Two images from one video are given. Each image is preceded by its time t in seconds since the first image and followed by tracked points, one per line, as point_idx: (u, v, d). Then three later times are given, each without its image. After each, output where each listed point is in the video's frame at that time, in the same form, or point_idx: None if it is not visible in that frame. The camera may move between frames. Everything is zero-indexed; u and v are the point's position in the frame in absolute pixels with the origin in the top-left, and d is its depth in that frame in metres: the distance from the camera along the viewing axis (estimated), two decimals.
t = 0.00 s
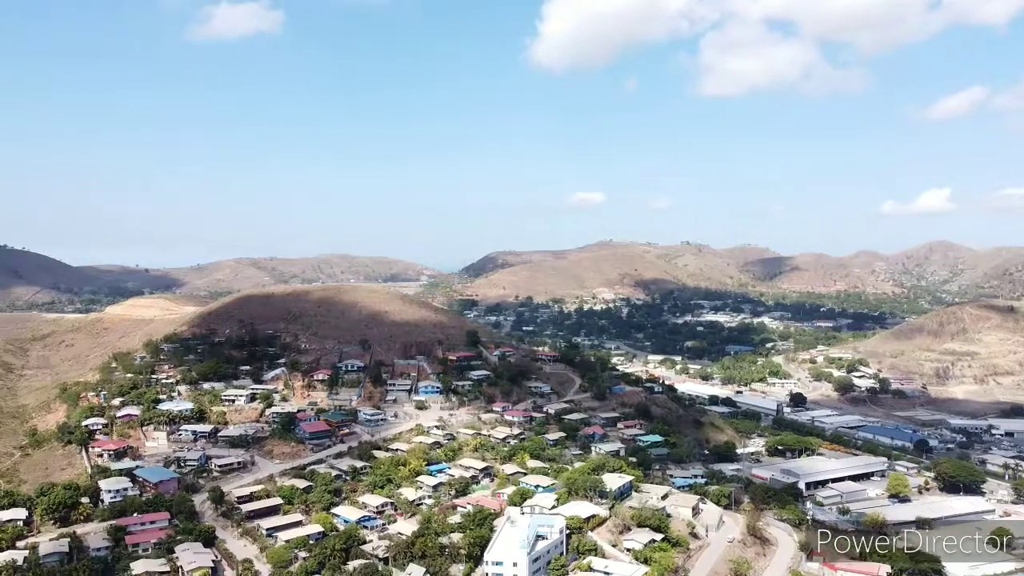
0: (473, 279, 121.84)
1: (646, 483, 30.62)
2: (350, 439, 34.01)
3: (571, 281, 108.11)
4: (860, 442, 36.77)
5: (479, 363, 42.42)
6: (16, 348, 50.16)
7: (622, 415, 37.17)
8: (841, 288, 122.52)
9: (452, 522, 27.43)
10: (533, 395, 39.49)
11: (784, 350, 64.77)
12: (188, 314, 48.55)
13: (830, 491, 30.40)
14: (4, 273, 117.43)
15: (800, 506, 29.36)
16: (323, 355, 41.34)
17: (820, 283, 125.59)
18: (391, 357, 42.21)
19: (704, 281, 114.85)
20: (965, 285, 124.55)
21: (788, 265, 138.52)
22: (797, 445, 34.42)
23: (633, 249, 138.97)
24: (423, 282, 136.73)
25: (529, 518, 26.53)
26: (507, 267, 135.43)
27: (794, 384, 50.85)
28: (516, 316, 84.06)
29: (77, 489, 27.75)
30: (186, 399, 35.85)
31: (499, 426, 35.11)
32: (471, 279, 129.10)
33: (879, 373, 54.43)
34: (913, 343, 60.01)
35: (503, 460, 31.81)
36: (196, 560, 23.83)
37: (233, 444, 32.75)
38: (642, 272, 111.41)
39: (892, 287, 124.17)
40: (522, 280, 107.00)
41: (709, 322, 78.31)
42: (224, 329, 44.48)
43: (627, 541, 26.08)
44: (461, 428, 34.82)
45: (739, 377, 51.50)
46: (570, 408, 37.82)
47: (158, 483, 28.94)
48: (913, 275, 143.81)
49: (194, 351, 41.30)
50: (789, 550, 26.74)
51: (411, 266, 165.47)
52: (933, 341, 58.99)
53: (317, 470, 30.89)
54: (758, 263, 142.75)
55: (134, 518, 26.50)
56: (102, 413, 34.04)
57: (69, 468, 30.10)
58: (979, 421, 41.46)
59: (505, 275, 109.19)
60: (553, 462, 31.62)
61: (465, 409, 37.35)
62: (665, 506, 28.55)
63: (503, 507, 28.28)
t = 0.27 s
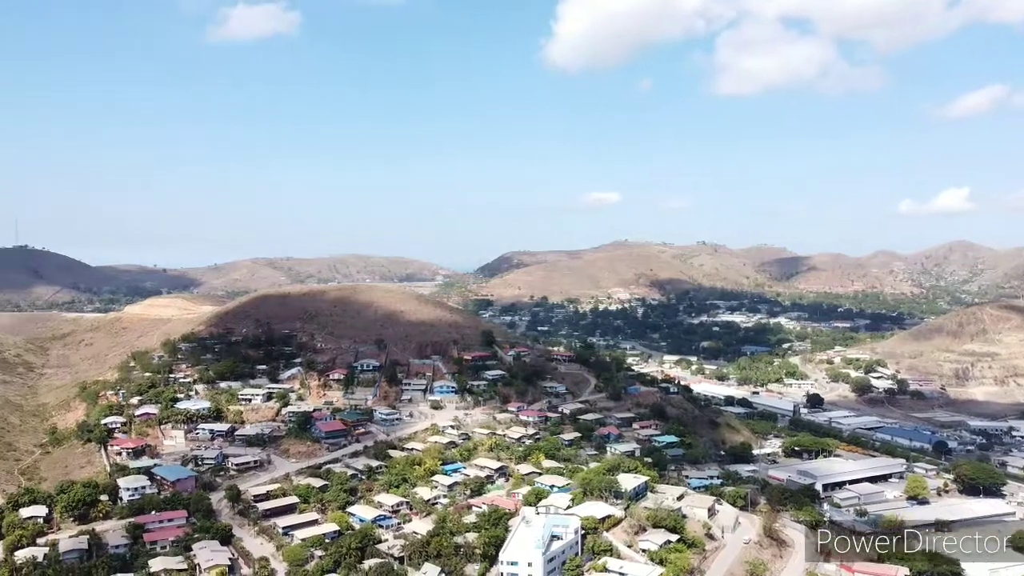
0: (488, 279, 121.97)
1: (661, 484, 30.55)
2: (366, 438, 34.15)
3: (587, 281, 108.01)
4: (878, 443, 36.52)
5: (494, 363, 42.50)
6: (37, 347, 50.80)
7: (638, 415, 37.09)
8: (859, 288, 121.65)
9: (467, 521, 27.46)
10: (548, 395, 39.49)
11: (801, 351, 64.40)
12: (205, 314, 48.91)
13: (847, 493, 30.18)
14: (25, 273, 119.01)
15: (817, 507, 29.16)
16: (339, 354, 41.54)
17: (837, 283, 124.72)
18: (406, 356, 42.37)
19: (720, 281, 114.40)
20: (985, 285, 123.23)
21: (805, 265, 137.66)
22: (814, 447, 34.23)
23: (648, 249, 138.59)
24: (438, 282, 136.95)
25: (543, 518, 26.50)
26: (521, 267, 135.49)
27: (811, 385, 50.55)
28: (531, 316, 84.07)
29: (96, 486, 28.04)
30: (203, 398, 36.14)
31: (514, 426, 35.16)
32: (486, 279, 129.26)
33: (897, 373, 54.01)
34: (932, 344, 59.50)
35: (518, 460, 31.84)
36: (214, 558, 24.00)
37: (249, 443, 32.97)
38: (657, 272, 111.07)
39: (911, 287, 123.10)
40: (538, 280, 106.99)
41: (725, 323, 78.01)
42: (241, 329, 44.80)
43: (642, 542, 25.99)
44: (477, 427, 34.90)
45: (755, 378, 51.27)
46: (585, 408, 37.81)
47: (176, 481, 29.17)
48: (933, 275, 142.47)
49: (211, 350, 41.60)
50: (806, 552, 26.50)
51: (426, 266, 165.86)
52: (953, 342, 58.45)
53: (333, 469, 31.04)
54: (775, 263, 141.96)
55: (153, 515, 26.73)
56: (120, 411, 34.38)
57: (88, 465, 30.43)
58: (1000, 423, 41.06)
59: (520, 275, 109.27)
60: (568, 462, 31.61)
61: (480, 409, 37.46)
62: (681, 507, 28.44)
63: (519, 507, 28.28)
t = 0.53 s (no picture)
0: (508, 279, 122.15)
1: (682, 485, 30.43)
2: (387, 437, 34.34)
3: (607, 281, 107.86)
4: (903, 445, 36.15)
5: (514, 363, 42.57)
6: (64, 345, 51.64)
7: (658, 416, 37.00)
8: (883, 288, 120.45)
9: (487, 521, 27.47)
10: (569, 395, 39.51)
11: (824, 351, 63.88)
12: (228, 313, 49.40)
13: (871, 495, 29.87)
14: (53, 273, 121.09)
15: (840, 509, 28.87)
16: (360, 354, 41.80)
17: (861, 283, 123.52)
18: (427, 356, 42.55)
19: (742, 281, 113.76)
20: (1013, 286, 121.41)
21: (828, 265, 136.44)
22: (837, 448, 33.95)
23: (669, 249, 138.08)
24: (459, 282, 137.28)
25: (563, 518, 26.43)
26: (541, 267, 135.50)
27: (834, 386, 50.13)
28: (551, 316, 84.09)
29: (121, 483, 28.40)
30: (226, 396, 36.51)
31: (534, 426, 35.21)
32: (505, 279, 129.45)
33: (922, 375, 53.42)
34: (958, 345, 58.78)
35: (539, 460, 31.86)
36: (236, 555, 24.23)
37: (271, 441, 33.25)
38: (678, 272, 110.61)
39: (936, 287, 121.61)
40: (557, 279, 107.02)
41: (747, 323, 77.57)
42: (263, 328, 45.22)
43: (663, 543, 25.85)
44: (497, 427, 34.98)
45: (777, 378, 50.94)
46: (606, 408, 37.78)
47: (199, 479, 29.47)
48: (959, 275, 140.66)
49: (234, 349, 42.03)
50: (829, 553, 26.07)
51: (446, 266, 166.38)
52: (979, 343, 57.70)
53: (353, 468, 31.22)
54: (797, 263, 140.87)
55: (177, 512, 27.01)
56: (145, 409, 34.83)
57: (114, 462, 30.83)
58: None
59: (540, 275, 109.35)
60: (588, 462, 31.58)
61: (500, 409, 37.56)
62: (702, 508, 28.28)
63: (539, 506, 28.24)
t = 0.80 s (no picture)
0: (523, 279, 122.21)
1: (698, 486, 30.32)
2: (402, 437, 34.45)
3: (622, 281, 107.70)
4: (921, 447, 35.84)
5: (529, 363, 42.60)
6: (83, 345, 52.20)
7: (674, 417, 36.91)
8: (902, 288, 119.53)
9: (502, 521, 27.45)
10: (584, 396, 39.48)
11: (842, 352, 63.48)
12: (245, 313, 49.71)
13: (889, 497, 29.63)
14: (73, 273, 122.54)
15: (858, 511, 28.64)
16: (375, 353, 41.97)
17: (879, 283, 122.63)
18: (442, 356, 42.66)
19: (758, 281, 113.27)
20: None
21: (845, 265, 135.51)
22: (855, 450, 33.73)
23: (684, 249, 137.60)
24: (474, 283, 137.45)
25: (579, 518, 26.34)
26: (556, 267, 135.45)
27: (852, 387, 49.80)
28: (567, 316, 84.03)
29: (140, 481, 28.61)
30: (243, 396, 36.78)
31: (549, 426, 35.22)
32: (521, 279, 129.50)
33: (941, 376, 52.97)
34: (978, 345, 58.23)
35: (554, 460, 31.85)
36: (253, 553, 24.28)
37: (288, 440, 33.44)
38: (694, 272, 110.22)
39: (956, 287, 120.49)
40: (572, 279, 106.96)
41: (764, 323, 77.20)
42: (279, 328, 45.50)
43: (679, 544, 25.71)
44: (512, 427, 35.02)
45: (794, 379, 50.67)
46: (621, 409, 37.74)
47: (216, 477, 29.66)
48: (979, 275, 139.26)
49: (250, 349, 42.32)
50: (847, 555, 25.65)
51: (461, 267, 166.69)
52: (1000, 344, 57.14)
53: (369, 467, 31.32)
54: (814, 263, 140.01)
55: (194, 511, 27.19)
56: (163, 408, 35.15)
57: (132, 461, 31.09)
58: None
59: (555, 275, 109.33)
60: (603, 463, 31.53)
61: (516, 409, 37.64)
62: (718, 509, 28.15)
63: (554, 507, 28.19)
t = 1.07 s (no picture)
0: (543, 279, 122.17)
1: (719, 487, 30.18)
2: (423, 436, 34.58)
3: (642, 282, 107.41)
4: (947, 449, 35.44)
5: (549, 363, 42.62)
6: (109, 343, 52.91)
7: (695, 418, 36.76)
8: (926, 289, 118.16)
9: (522, 521, 27.45)
10: (604, 396, 39.43)
11: (865, 353, 62.89)
12: (266, 313, 50.12)
13: (914, 500, 29.34)
14: (98, 273, 124.27)
15: (882, 514, 28.38)
16: (396, 353, 42.18)
17: (904, 284, 121.23)
18: (462, 355, 42.79)
19: (780, 282, 112.44)
20: None
21: (868, 265, 134.15)
22: (879, 452, 33.43)
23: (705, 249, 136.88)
24: (493, 283, 137.62)
25: (599, 519, 26.28)
26: (576, 268, 135.24)
27: (876, 389, 49.34)
28: (587, 316, 83.91)
29: (164, 479, 28.89)
30: (265, 395, 37.10)
31: (570, 426, 35.21)
32: (540, 279, 129.53)
33: (968, 377, 52.33)
34: (1005, 347, 57.43)
35: (574, 460, 31.83)
36: (275, 551, 24.43)
37: (309, 439, 33.67)
38: (715, 272, 109.61)
39: (982, 288, 118.90)
40: (592, 279, 106.80)
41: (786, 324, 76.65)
42: (300, 327, 45.84)
43: (700, 545, 25.56)
44: (532, 427, 35.06)
45: (817, 381, 50.28)
46: (642, 409, 37.66)
47: (238, 476, 29.92)
48: (1006, 275, 137.29)
49: (272, 348, 42.69)
50: (871, 559, 25.34)
51: (480, 267, 166.92)
52: None
53: (390, 466, 31.47)
54: (836, 263, 138.76)
55: (217, 509, 27.44)
56: (187, 407, 35.54)
57: (157, 459, 31.45)
58: None
59: (575, 275, 109.24)
60: (623, 463, 31.47)
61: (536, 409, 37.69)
62: (740, 511, 27.96)
63: (574, 507, 28.15)
